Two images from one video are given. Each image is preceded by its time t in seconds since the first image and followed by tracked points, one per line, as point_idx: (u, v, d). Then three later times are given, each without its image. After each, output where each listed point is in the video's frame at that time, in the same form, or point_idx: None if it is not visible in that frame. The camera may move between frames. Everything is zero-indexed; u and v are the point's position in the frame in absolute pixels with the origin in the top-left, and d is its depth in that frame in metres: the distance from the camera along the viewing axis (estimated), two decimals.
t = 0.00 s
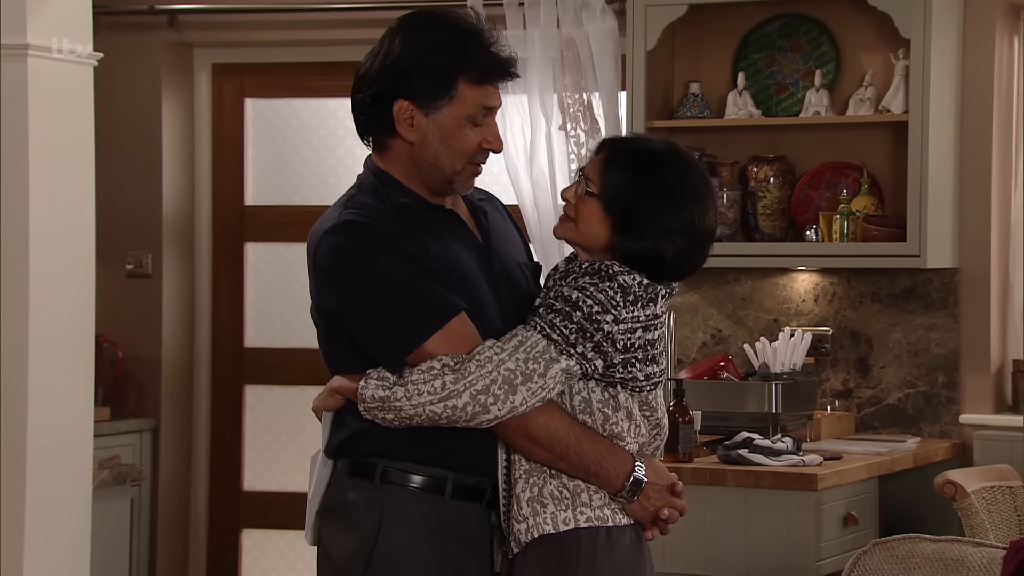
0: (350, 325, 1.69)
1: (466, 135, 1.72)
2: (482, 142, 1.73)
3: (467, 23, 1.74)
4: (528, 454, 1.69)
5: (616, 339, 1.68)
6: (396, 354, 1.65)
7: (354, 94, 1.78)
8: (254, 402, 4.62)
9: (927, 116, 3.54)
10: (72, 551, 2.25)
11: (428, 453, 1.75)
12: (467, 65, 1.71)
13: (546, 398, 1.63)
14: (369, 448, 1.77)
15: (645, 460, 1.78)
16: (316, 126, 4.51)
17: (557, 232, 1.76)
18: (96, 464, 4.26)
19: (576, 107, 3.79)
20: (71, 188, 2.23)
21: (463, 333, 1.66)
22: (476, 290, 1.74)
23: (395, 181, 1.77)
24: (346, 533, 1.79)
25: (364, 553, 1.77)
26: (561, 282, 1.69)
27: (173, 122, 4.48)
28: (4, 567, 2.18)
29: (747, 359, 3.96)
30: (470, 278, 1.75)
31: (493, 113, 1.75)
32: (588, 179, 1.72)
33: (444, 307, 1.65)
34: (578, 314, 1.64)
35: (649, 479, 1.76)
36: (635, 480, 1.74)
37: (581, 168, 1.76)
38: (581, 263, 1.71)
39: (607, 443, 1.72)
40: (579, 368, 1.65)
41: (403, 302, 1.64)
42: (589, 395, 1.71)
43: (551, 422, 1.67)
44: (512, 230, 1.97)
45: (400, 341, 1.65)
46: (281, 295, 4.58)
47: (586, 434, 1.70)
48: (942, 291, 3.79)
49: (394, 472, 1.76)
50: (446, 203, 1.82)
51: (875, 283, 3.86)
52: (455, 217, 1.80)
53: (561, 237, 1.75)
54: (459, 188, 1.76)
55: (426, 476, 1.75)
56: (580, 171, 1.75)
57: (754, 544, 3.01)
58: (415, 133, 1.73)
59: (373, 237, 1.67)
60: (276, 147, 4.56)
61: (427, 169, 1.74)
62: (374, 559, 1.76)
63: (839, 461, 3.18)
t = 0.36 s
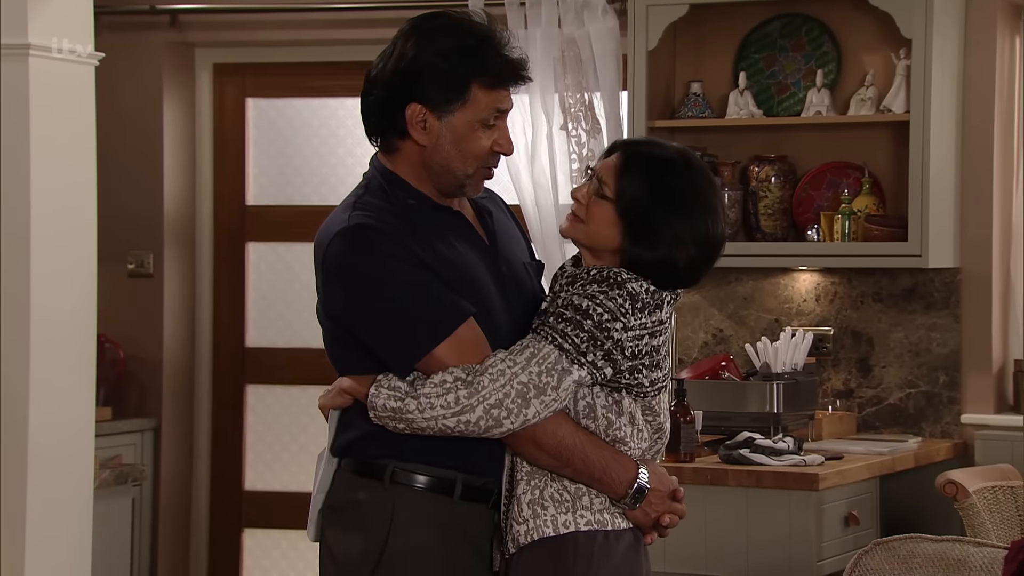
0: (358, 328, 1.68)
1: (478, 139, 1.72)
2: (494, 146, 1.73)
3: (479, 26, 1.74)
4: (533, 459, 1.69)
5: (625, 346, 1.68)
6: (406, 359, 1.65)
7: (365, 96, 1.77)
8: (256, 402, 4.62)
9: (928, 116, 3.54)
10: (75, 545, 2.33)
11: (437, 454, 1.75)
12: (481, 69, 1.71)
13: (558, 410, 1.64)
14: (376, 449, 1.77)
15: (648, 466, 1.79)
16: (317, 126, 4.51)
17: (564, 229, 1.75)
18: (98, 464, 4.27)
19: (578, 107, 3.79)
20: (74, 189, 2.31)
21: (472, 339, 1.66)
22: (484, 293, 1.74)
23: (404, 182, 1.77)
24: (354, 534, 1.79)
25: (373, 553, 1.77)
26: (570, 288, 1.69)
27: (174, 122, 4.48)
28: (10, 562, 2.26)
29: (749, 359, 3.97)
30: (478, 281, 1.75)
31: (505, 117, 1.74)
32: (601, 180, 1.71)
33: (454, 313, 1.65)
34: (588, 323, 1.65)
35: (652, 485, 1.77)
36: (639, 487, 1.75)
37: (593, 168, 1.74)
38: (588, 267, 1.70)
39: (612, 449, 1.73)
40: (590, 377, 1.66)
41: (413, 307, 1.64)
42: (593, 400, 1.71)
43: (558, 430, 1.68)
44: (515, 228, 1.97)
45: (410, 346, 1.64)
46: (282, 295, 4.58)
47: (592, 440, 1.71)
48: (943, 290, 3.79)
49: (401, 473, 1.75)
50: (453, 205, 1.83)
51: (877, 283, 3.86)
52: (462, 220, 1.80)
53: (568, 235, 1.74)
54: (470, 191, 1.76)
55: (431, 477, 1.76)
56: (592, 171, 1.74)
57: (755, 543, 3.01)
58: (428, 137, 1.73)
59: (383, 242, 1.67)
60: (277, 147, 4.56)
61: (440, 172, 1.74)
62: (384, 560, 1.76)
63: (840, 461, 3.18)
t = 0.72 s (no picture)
0: (363, 329, 1.68)
1: (475, 139, 1.72)
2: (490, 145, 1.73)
3: (477, 26, 1.74)
4: (543, 457, 1.70)
5: (637, 342, 1.68)
6: (410, 359, 1.65)
7: (363, 95, 1.77)
8: (257, 402, 4.62)
9: (929, 116, 3.54)
10: (76, 546, 2.33)
11: (439, 454, 1.75)
12: (477, 69, 1.71)
13: (568, 404, 1.64)
14: (381, 449, 1.77)
15: (659, 464, 1.79)
16: (318, 125, 4.51)
17: (582, 219, 1.76)
18: (99, 464, 4.27)
19: (579, 107, 3.79)
20: (75, 189, 2.31)
21: (479, 338, 1.66)
22: (489, 293, 1.75)
23: (406, 182, 1.77)
24: (355, 534, 1.79)
25: (374, 553, 1.77)
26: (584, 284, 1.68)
27: (176, 122, 4.48)
28: (11, 562, 2.26)
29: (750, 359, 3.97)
30: (482, 281, 1.75)
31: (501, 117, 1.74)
32: (638, 173, 1.73)
33: (460, 312, 1.65)
34: (602, 319, 1.64)
35: (662, 484, 1.77)
36: (649, 487, 1.75)
37: (626, 162, 1.76)
38: (601, 265, 1.70)
39: (622, 447, 1.73)
40: (602, 373, 1.65)
41: (418, 308, 1.64)
42: (604, 397, 1.71)
43: (569, 427, 1.68)
44: (516, 226, 1.97)
45: (415, 346, 1.64)
46: (283, 295, 4.58)
47: (602, 437, 1.71)
48: (944, 290, 3.79)
49: (403, 473, 1.76)
50: (454, 204, 1.83)
51: (878, 283, 3.86)
52: (465, 220, 1.80)
53: (587, 223, 1.75)
54: (469, 191, 1.76)
55: (433, 477, 1.76)
56: (625, 164, 1.76)
57: (756, 543, 3.01)
58: (425, 136, 1.73)
59: (387, 243, 1.67)
60: (278, 147, 4.56)
61: (437, 171, 1.75)
62: (385, 560, 1.76)
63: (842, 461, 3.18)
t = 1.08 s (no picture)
0: (365, 329, 1.68)
1: (477, 135, 1.72)
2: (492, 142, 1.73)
3: (479, 23, 1.74)
4: (541, 459, 1.70)
5: (627, 333, 1.68)
6: (413, 359, 1.65)
7: (365, 93, 1.77)
8: (257, 402, 4.62)
9: (930, 116, 3.53)
10: (76, 545, 2.33)
11: (441, 455, 1.75)
12: (479, 65, 1.71)
13: (563, 398, 1.64)
14: (382, 448, 1.77)
15: (656, 468, 1.78)
16: (319, 126, 4.51)
17: (578, 218, 1.75)
18: (99, 464, 4.27)
19: (579, 107, 3.79)
20: (76, 188, 2.31)
21: (481, 338, 1.66)
22: (491, 294, 1.75)
23: (410, 182, 1.77)
24: (358, 534, 1.79)
25: (377, 553, 1.77)
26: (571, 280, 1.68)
27: (176, 122, 4.48)
28: (12, 562, 2.26)
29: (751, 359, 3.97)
30: (484, 281, 1.75)
31: (503, 114, 1.74)
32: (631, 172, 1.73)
33: (463, 313, 1.65)
34: (588, 309, 1.64)
35: (660, 487, 1.76)
36: (645, 490, 1.74)
37: (617, 161, 1.76)
38: (590, 258, 1.70)
39: (619, 449, 1.72)
40: (595, 364, 1.65)
41: (420, 308, 1.64)
42: (599, 394, 1.72)
43: (564, 427, 1.68)
44: (523, 229, 1.97)
45: (417, 345, 1.64)
46: (284, 295, 4.58)
47: (599, 439, 1.70)
48: (945, 290, 3.79)
49: (406, 473, 1.76)
50: (459, 204, 1.83)
51: (879, 283, 3.86)
52: (469, 220, 1.80)
53: (582, 221, 1.73)
54: (471, 189, 1.76)
55: (435, 477, 1.76)
56: (617, 163, 1.75)
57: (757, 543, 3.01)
58: (427, 133, 1.73)
59: (390, 243, 1.67)
60: (279, 147, 4.56)
61: (439, 168, 1.74)
62: (388, 560, 1.76)
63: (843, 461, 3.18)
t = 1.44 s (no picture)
0: (366, 330, 1.68)
1: (480, 137, 1.72)
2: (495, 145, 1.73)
3: (488, 24, 1.74)
4: (541, 461, 1.70)
5: (623, 332, 1.68)
6: (412, 360, 1.65)
7: (370, 90, 1.77)
8: (258, 402, 4.62)
9: (930, 116, 3.53)
10: (76, 544, 2.33)
11: (441, 456, 1.75)
12: (487, 65, 1.71)
13: (563, 399, 1.63)
14: (382, 449, 1.77)
15: (657, 468, 1.78)
16: (320, 126, 4.51)
17: (572, 226, 1.75)
18: (100, 464, 4.27)
19: (579, 107, 3.79)
20: (76, 188, 2.31)
21: (482, 340, 1.66)
22: (492, 295, 1.75)
23: (412, 182, 1.77)
24: (357, 534, 1.79)
25: (376, 554, 1.77)
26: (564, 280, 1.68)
27: (177, 122, 4.48)
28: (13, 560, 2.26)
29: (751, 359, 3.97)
30: (484, 282, 1.75)
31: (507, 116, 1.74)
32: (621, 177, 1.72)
33: (464, 315, 1.65)
34: (582, 309, 1.64)
35: (661, 489, 1.76)
36: (647, 491, 1.74)
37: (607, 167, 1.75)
38: (584, 258, 1.71)
39: (620, 450, 1.72)
40: (592, 364, 1.66)
41: (421, 309, 1.64)
42: (599, 395, 1.72)
43: (565, 429, 1.67)
44: (523, 228, 1.97)
45: (418, 346, 1.64)
46: (285, 295, 4.58)
47: (600, 440, 1.70)
48: (946, 291, 3.78)
49: (405, 474, 1.76)
50: (461, 206, 1.83)
51: (879, 283, 3.86)
52: (471, 222, 1.81)
53: (576, 228, 1.74)
54: (472, 190, 1.77)
55: (435, 479, 1.76)
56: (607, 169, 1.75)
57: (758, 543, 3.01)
58: (431, 131, 1.73)
59: (392, 244, 1.67)
60: (280, 147, 4.56)
61: (442, 168, 1.75)
62: (387, 561, 1.76)
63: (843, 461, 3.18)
